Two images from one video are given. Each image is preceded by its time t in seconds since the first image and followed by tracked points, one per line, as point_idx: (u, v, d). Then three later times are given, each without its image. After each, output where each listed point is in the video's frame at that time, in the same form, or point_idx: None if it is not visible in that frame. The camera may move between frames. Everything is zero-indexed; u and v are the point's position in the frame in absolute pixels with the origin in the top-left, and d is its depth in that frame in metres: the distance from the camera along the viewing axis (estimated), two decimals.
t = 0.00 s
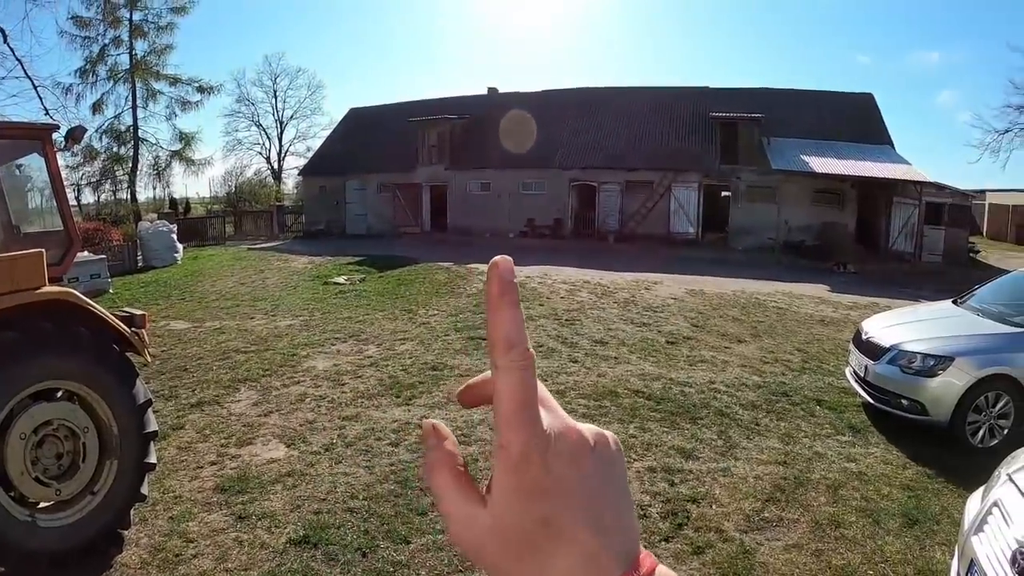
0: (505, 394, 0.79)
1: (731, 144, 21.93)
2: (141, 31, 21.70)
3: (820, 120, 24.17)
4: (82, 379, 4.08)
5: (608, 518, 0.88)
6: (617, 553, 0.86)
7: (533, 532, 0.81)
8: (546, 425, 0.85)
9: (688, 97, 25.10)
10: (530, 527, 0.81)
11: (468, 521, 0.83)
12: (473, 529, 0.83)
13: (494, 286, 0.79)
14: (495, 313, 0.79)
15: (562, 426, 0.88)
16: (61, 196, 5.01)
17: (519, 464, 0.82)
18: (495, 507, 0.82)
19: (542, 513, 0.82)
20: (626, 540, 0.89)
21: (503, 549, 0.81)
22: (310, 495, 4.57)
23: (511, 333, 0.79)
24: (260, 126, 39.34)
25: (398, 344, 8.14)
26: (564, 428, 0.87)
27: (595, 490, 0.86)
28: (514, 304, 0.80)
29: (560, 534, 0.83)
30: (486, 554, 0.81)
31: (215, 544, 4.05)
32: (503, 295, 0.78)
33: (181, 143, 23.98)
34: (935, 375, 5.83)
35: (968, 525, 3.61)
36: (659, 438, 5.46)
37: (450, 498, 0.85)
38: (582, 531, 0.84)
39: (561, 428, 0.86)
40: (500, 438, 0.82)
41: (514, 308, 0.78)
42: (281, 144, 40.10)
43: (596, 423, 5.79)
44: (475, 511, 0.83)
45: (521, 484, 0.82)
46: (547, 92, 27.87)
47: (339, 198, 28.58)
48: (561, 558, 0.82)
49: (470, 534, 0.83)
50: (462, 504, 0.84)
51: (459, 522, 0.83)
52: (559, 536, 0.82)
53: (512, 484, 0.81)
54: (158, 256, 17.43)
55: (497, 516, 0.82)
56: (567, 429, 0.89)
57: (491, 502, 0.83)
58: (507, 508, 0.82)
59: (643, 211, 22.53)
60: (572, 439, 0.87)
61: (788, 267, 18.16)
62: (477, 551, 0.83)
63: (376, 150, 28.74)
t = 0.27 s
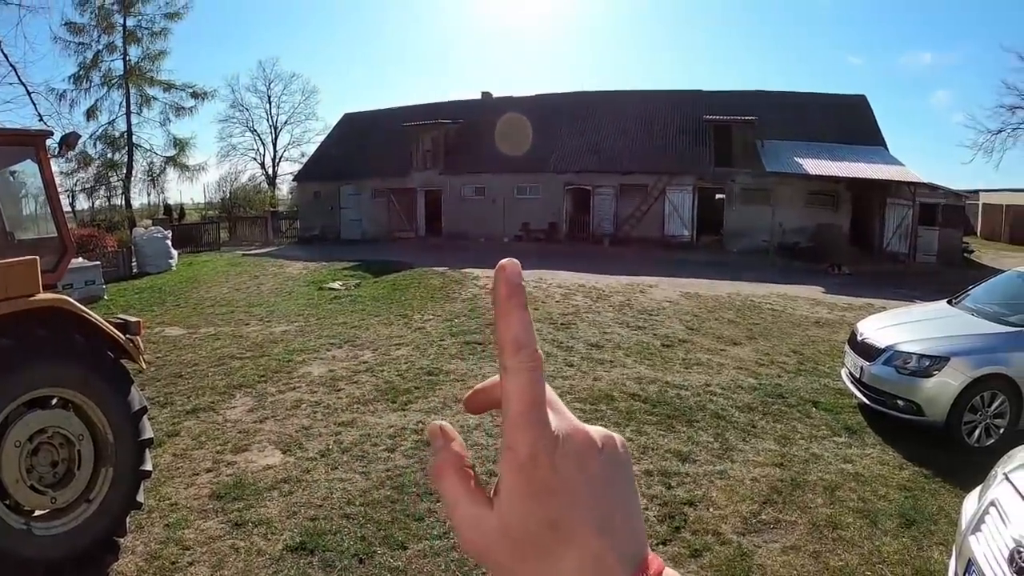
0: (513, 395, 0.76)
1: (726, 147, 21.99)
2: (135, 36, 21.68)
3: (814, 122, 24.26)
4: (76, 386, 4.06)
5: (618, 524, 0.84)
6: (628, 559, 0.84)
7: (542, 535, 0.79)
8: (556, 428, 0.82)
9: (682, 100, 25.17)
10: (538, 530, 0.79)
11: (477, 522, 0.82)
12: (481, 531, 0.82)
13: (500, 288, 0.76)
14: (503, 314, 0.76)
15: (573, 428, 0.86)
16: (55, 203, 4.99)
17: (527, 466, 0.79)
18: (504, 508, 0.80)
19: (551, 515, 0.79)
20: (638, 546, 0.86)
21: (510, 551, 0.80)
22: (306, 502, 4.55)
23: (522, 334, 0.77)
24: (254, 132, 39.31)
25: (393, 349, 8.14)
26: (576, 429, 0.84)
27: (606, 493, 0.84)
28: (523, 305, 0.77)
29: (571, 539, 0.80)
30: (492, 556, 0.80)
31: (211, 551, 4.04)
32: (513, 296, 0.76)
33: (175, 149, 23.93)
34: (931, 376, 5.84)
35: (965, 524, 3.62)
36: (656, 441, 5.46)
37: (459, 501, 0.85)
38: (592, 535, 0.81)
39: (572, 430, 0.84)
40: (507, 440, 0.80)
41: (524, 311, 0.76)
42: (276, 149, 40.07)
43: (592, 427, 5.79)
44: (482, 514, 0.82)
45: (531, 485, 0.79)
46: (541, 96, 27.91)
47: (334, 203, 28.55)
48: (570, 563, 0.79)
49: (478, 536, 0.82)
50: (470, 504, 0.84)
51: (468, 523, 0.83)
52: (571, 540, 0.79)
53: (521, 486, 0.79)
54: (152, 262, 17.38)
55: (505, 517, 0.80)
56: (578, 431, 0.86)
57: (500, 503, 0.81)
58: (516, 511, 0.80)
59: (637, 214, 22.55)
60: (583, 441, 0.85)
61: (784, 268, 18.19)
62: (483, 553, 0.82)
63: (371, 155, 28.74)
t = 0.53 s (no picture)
0: (515, 412, 0.74)
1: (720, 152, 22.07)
2: (130, 45, 21.69)
3: (808, 127, 24.36)
4: (73, 397, 4.05)
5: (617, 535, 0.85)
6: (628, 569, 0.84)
7: (546, 548, 0.79)
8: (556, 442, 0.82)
9: (676, 106, 25.28)
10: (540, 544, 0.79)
11: (478, 537, 0.83)
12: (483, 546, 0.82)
13: (502, 304, 0.74)
14: (503, 331, 0.73)
15: (572, 441, 0.86)
16: (51, 213, 4.97)
17: (529, 483, 0.79)
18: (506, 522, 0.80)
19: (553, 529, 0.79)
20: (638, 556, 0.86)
21: (512, 564, 0.80)
22: (303, 512, 4.54)
23: (523, 350, 0.74)
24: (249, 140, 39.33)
25: (389, 357, 8.13)
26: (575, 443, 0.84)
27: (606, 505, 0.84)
28: (524, 322, 0.75)
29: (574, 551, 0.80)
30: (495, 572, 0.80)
31: (209, 562, 4.02)
32: (512, 315, 0.73)
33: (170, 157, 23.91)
34: (927, 378, 5.85)
35: (963, 526, 3.62)
36: (653, 448, 5.46)
37: (461, 518, 0.85)
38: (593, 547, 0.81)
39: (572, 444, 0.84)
40: (508, 457, 0.78)
41: (525, 328, 0.73)
42: (271, 158, 40.07)
43: (589, 434, 5.79)
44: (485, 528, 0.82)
45: (533, 499, 0.79)
46: (536, 102, 27.98)
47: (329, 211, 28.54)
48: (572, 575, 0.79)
49: (481, 551, 0.82)
50: (471, 520, 0.84)
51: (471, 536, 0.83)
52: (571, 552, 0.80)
53: (523, 501, 0.79)
54: (148, 272, 17.35)
55: (509, 530, 0.80)
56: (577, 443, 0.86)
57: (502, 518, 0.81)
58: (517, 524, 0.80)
59: (631, 221, 22.57)
60: (582, 453, 0.85)
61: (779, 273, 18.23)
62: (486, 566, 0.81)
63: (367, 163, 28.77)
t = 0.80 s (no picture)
0: (524, 410, 0.75)
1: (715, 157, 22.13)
2: (125, 48, 21.65)
3: (801, 132, 24.48)
4: (65, 401, 4.03)
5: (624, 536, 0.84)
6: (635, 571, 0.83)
7: (553, 547, 0.78)
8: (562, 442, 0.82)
9: (671, 111, 25.36)
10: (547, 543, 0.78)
11: (481, 535, 0.80)
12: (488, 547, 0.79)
13: (512, 303, 0.75)
14: (515, 330, 0.75)
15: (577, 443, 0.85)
16: (45, 216, 4.96)
17: (536, 480, 0.78)
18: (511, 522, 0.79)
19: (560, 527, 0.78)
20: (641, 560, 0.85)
21: (516, 564, 0.77)
22: (296, 517, 4.52)
23: (532, 350, 0.75)
24: (243, 144, 39.27)
25: (383, 362, 8.12)
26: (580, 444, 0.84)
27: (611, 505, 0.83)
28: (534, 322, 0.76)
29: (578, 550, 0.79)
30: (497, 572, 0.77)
31: (202, 567, 4.00)
32: (522, 313, 0.74)
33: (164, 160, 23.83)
34: (920, 383, 5.87)
35: (956, 530, 3.63)
36: (647, 453, 5.46)
37: (465, 517, 0.82)
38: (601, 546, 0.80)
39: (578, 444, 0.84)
40: (516, 454, 0.79)
41: (536, 328, 0.74)
42: (265, 162, 40.01)
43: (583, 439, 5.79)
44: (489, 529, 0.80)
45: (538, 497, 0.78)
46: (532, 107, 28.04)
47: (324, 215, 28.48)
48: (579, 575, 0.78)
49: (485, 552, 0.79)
50: (475, 518, 0.81)
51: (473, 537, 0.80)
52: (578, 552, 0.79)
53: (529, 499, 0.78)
54: (141, 275, 17.27)
55: (514, 529, 0.78)
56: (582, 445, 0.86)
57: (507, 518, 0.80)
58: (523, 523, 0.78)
59: (626, 225, 22.60)
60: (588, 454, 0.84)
61: (774, 278, 18.29)
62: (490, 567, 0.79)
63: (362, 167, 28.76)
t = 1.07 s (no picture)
0: (533, 411, 0.74)
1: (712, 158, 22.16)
2: (122, 50, 21.64)
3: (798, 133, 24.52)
4: (63, 404, 4.02)
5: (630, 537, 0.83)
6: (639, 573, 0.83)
7: (558, 549, 0.77)
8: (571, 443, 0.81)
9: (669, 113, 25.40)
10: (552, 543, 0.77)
11: (488, 534, 0.80)
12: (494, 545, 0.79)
13: (523, 303, 0.74)
14: (525, 330, 0.73)
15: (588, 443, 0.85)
16: (43, 219, 4.94)
17: (543, 480, 0.78)
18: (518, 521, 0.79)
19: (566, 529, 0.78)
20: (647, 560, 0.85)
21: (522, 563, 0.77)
22: (294, 520, 4.52)
23: (544, 351, 0.73)
24: (241, 146, 39.24)
25: (381, 365, 8.13)
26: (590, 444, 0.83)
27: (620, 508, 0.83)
28: (545, 323, 0.74)
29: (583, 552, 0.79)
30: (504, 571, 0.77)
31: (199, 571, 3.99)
32: (533, 314, 0.73)
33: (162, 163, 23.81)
34: (918, 384, 5.88)
35: (954, 530, 3.63)
36: (645, 455, 5.47)
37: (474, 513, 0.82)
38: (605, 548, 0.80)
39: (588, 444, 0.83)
40: (524, 455, 0.78)
41: (546, 329, 0.73)
42: (262, 164, 40.00)
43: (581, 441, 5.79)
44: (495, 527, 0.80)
45: (546, 498, 0.78)
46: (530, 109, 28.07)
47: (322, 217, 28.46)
48: None
49: (492, 549, 0.79)
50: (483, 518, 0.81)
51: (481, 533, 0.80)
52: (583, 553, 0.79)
53: (536, 499, 0.78)
54: (138, 278, 17.24)
55: (521, 528, 0.78)
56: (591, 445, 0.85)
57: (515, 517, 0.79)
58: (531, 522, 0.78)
59: (624, 227, 22.61)
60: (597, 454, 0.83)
61: (771, 279, 18.30)
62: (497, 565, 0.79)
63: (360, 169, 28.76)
